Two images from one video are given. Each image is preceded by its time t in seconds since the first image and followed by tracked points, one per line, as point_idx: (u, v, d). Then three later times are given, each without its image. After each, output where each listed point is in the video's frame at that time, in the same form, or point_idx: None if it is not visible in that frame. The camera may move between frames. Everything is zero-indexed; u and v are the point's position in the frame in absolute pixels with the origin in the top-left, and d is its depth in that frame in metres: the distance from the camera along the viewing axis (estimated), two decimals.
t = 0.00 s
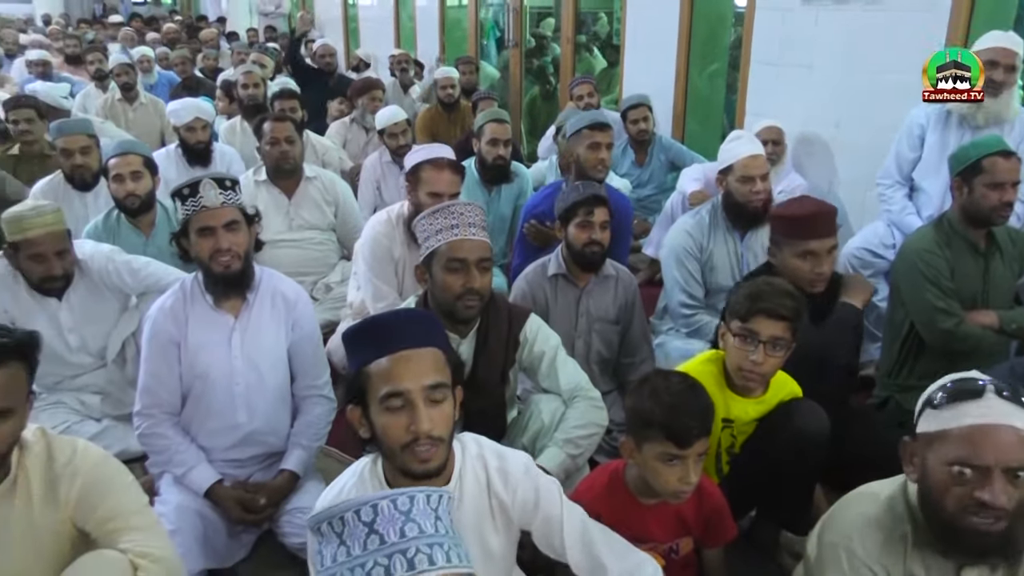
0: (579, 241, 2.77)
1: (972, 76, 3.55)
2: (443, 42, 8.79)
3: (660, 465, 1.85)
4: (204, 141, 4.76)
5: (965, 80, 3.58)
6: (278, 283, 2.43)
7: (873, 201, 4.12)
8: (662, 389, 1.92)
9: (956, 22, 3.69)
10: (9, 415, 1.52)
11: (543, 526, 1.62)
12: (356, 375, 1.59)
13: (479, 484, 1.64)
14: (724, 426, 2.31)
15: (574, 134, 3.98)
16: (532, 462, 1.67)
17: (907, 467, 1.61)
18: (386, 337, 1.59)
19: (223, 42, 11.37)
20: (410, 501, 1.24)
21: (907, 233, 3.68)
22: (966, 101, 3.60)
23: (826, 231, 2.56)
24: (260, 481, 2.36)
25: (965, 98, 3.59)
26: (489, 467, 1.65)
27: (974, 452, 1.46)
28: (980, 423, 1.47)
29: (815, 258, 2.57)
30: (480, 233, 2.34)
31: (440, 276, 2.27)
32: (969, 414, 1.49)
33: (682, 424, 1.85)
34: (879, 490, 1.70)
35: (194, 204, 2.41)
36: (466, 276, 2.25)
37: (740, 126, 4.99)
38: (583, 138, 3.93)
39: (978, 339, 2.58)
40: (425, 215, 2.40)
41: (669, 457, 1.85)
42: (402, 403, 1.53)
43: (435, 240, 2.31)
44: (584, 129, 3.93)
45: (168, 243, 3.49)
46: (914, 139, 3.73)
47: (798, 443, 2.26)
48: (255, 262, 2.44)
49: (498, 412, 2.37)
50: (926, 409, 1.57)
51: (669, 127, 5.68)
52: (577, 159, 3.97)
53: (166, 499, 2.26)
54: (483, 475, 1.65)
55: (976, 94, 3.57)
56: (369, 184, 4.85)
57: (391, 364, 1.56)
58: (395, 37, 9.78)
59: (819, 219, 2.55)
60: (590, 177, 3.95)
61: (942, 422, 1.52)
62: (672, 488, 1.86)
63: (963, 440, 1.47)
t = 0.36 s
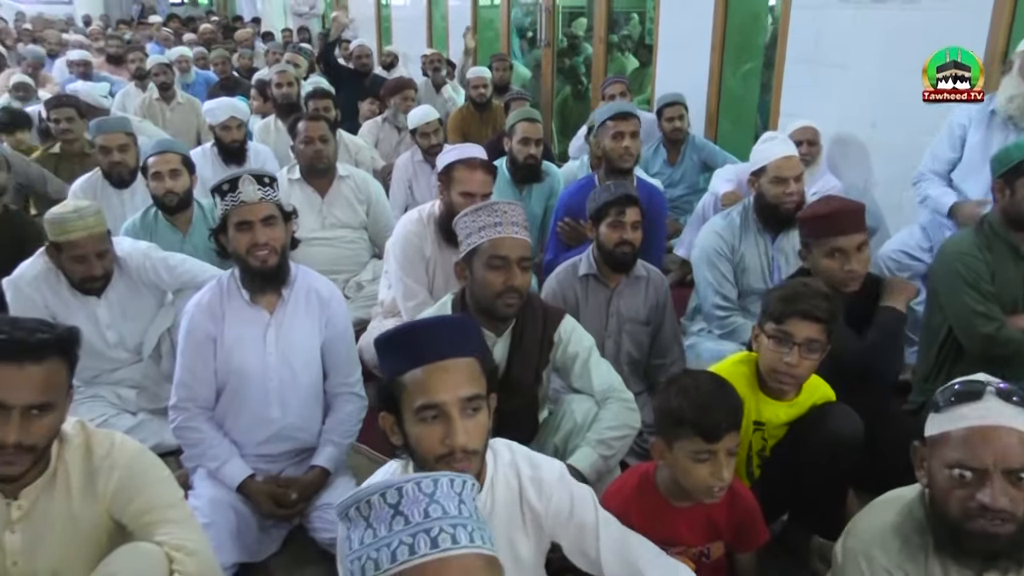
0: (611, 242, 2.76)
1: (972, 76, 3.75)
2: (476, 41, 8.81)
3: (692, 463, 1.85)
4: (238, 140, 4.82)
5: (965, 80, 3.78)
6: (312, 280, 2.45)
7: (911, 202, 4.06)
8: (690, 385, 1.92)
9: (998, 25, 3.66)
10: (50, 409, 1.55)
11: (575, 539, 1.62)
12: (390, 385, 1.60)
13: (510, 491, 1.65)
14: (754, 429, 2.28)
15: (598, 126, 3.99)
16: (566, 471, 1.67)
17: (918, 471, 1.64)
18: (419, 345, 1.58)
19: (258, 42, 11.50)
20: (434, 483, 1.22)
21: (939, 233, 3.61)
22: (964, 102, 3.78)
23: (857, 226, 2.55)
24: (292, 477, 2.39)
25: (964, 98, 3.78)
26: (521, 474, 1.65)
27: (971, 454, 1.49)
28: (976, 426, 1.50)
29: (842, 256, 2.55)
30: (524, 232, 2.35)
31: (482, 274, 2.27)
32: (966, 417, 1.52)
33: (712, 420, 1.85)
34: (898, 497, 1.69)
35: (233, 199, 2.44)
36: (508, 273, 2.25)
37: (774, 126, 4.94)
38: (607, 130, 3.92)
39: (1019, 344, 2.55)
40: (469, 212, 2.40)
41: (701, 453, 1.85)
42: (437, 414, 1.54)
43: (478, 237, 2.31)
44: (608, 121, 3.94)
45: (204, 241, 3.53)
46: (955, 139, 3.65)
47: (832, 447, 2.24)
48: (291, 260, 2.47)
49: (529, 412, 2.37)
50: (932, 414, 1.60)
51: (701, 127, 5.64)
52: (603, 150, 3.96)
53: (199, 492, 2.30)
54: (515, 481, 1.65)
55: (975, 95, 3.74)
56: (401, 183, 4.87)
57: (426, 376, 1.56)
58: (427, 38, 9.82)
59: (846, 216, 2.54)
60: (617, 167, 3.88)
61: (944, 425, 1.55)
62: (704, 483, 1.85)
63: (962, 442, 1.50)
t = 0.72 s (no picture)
0: (644, 242, 2.75)
1: (971, 76, 3.84)
2: (510, 40, 8.81)
3: (717, 452, 1.86)
4: (275, 138, 4.87)
5: (965, 80, 3.87)
6: (348, 282, 2.47)
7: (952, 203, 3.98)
8: (720, 384, 1.93)
9: None
10: (92, 403, 1.58)
11: (603, 552, 1.61)
12: (434, 392, 1.61)
13: (549, 500, 1.65)
14: (788, 432, 2.25)
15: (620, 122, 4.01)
16: (605, 486, 1.67)
17: (964, 479, 1.63)
18: (463, 352, 1.60)
19: (295, 41, 11.62)
20: (469, 480, 1.23)
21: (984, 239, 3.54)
22: (964, 101, 3.89)
23: (878, 207, 2.55)
24: (326, 475, 2.41)
25: (964, 97, 3.88)
26: (561, 483, 1.66)
27: None
28: None
29: (861, 236, 2.53)
30: (555, 232, 2.34)
31: (514, 274, 2.28)
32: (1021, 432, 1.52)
33: (738, 407, 1.86)
34: (940, 505, 1.70)
35: (269, 203, 2.47)
36: (539, 273, 2.26)
37: (811, 126, 4.88)
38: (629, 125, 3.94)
39: None
40: (501, 212, 2.40)
41: (727, 442, 1.86)
42: (480, 420, 1.55)
43: (509, 237, 2.32)
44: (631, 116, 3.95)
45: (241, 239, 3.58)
46: (998, 140, 3.57)
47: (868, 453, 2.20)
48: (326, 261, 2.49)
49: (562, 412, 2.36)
50: (982, 425, 1.59)
51: (737, 127, 5.59)
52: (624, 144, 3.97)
53: (235, 486, 2.34)
54: (554, 490, 1.66)
55: (975, 95, 3.84)
56: (434, 181, 4.90)
57: (470, 382, 1.57)
58: (462, 37, 9.85)
59: (866, 195, 2.55)
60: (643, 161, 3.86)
61: (998, 439, 1.54)
62: (733, 479, 1.84)
63: (1015, 456, 1.50)
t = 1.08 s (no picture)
0: (677, 243, 2.73)
1: (972, 76, 3.98)
2: (543, 39, 8.80)
3: (749, 456, 1.84)
4: (309, 137, 4.92)
5: (965, 80, 4.02)
6: (379, 280, 2.48)
7: (993, 206, 3.91)
8: (750, 385, 1.92)
9: None
10: (131, 396, 1.61)
11: (630, 551, 1.60)
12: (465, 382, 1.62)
13: (579, 496, 1.65)
14: (823, 435, 2.23)
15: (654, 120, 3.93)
16: (634, 483, 1.66)
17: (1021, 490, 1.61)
18: (492, 343, 1.61)
19: (330, 41, 11.70)
20: (503, 481, 1.23)
21: None
22: (964, 101, 4.03)
23: (925, 215, 2.46)
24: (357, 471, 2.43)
25: (964, 97, 4.03)
26: (591, 479, 1.65)
27: None
28: None
29: (911, 243, 2.46)
30: (582, 232, 2.34)
31: (540, 276, 2.28)
32: None
33: (771, 411, 1.84)
34: (984, 512, 1.72)
35: (302, 201, 2.48)
36: (565, 275, 2.25)
37: (848, 126, 4.81)
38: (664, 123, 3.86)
39: None
40: (529, 212, 2.40)
41: (759, 445, 1.84)
42: (510, 408, 1.55)
43: (537, 238, 2.32)
44: (665, 115, 3.87)
45: (275, 236, 3.62)
46: None
47: (904, 460, 2.17)
48: (359, 259, 2.51)
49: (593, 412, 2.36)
50: None
51: (771, 126, 5.53)
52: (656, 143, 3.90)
53: (269, 481, 2.37)
54: (584, 487, 1.65)
55: (975, 94, 3.97)
56: (467, 180, 4.91)
57: (500, 369, 1.57)
58: (495, 36, 9.87)
59: (916, 201, 2.46)
60: (676, 158, 3.83)
61: None
62: (766, 481, 1.82)
63: None
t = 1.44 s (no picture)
0: (703, 240, 2.71)
1: (973, 76, 4.08)
2: (570, 35, 8.78)
3: (775, 453, 1.83)
4: (336, 133, 4.94)
5: (965, 80, 4.12)
6: (404, 273, 2.49)
7: None
8: (776, 381, 1.90)
9: None
10: (160, 388, 1.63)
11: (653, 545, 1.59)
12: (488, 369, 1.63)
13: (603, 490, 1.64)
14: (850, 435, 2.21)
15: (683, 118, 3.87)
16: (657, 478, 1.65)
17: None
18: (515, 333, 1.61)
19: (357, 37, 11.74)
20: (527, 482, 1.22)
21: None
22: (965, 100, 4.13)
23: (980, 230, 2.40)
24: (381, 463, 2.44)
25: (965, 97, 4.13)
26: (614, 473, 1.65)
27: None
28: None
29: (968, 259, 2.41)
30: (612, 229, 2.34)
31: (567, 272, 2.27)
32: None
33: (798, 407, 1.83)
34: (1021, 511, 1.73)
35: (328, 193, 2.50)
36: (594, 272, 2.24)
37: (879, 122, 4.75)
38: (692, 121, 3.79)
39: None
40: (557, 208, 2.39)
41: (785, 442, 1.83)
42: (533, 397, 1.55)
43: (565, 234, 2.32)
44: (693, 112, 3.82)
45: (301, 231, 3.64)
46: None
47: (932, 459, 2.14)
48: (384, 253, 2.51)
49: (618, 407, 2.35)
50: None
51: (799, 122, 5.47)
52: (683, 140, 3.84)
53: (295, 474, 2.39)
54: (607, 481, 1.65)
55: (975, 94, 4.07)
56: (492, 176, 4.91)
57: (523, 359, 1.58)
58: (521, 32, 9.85)
59: (975, 216, 2.39)
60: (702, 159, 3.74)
61: None
62: (791, 478, 1.80)
63: None
